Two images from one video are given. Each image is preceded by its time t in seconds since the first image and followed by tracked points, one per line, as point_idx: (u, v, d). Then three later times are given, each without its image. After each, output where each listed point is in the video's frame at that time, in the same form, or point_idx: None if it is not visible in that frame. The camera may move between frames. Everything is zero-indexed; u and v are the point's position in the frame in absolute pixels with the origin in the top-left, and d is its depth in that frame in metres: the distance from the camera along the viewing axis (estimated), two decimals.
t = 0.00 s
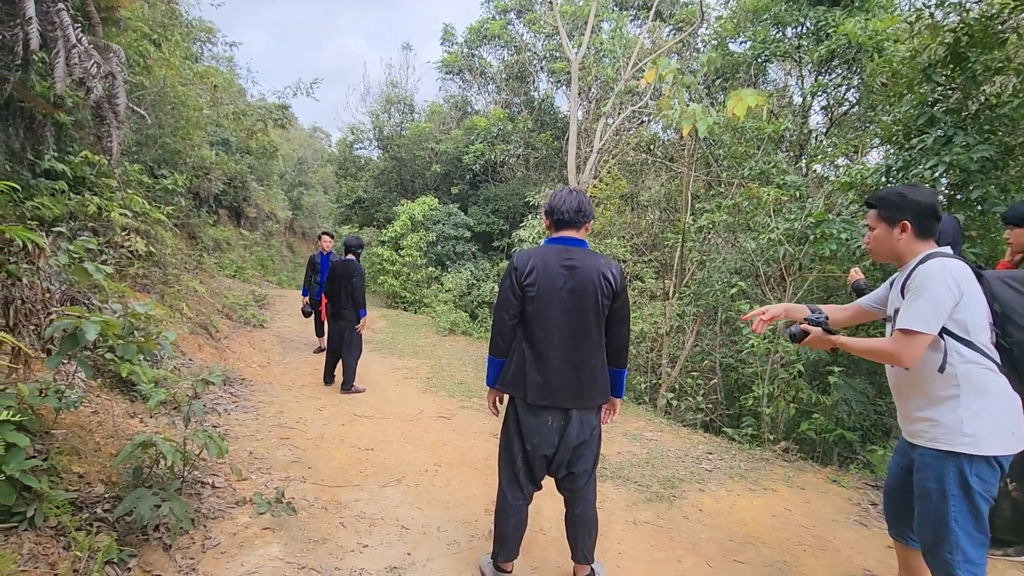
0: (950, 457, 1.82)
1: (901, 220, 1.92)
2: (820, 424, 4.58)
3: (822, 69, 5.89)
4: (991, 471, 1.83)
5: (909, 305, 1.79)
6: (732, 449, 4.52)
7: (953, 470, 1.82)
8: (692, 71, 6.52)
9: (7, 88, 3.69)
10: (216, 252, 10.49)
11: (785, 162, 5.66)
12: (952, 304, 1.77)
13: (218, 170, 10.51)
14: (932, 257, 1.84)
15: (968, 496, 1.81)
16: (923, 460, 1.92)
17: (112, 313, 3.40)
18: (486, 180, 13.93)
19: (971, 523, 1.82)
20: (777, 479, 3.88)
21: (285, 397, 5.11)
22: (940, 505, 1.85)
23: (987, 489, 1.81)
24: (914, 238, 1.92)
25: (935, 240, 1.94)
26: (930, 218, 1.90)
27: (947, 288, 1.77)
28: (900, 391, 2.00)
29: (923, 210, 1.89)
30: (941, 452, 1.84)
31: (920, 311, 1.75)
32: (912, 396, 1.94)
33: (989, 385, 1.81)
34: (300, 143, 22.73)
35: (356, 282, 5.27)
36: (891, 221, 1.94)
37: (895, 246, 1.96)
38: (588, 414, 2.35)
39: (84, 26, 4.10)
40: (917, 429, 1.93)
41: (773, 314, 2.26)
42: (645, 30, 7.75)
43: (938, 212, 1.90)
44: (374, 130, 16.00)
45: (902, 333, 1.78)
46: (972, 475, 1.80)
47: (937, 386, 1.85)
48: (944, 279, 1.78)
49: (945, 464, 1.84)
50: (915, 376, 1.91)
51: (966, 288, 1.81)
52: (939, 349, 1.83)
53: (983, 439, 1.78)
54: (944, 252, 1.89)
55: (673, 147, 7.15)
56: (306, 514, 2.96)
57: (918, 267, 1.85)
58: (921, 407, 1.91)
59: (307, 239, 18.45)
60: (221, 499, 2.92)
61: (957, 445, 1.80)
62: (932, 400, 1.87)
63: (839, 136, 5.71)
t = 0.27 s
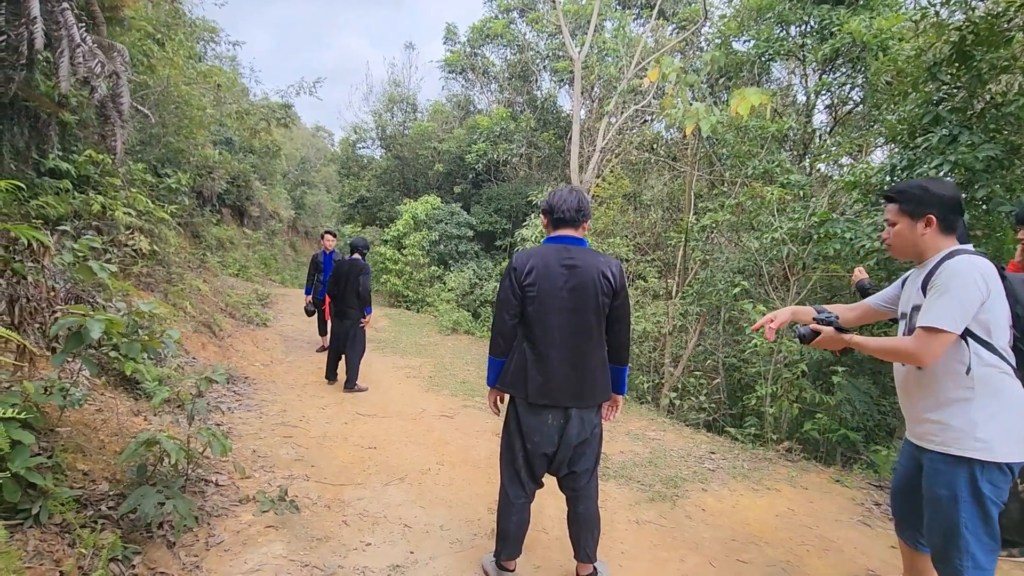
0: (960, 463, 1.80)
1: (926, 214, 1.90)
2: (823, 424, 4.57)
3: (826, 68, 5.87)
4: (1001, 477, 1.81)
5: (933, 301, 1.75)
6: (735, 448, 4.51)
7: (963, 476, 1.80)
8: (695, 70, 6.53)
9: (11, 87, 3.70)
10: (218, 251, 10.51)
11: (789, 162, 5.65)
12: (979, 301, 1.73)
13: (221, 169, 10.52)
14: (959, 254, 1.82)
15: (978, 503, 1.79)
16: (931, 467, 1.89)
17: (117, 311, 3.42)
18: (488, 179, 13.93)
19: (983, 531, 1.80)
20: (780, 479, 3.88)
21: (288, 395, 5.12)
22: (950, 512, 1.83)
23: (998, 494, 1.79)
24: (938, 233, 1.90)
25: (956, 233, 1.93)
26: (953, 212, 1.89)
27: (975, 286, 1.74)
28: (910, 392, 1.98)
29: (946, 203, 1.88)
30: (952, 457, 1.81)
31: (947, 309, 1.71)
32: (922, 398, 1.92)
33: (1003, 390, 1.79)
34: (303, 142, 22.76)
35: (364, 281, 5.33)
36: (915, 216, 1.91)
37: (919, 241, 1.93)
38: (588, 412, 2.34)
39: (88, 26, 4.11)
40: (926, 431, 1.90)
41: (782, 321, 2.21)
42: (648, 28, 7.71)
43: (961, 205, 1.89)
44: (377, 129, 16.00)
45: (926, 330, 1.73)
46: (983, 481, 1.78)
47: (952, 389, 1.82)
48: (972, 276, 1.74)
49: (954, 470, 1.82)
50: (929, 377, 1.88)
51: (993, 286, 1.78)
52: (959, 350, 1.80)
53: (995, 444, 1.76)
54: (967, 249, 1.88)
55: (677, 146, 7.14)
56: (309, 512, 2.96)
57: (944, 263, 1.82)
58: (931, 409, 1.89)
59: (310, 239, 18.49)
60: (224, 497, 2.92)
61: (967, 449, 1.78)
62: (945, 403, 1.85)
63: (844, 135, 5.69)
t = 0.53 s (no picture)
0: (974, 467, 1.79)
1: (939, 215, 1.84)
2: (827, 425, 4.56)
3: (830, 68, 5.85)
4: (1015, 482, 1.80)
5: (953, 306, 1.72)
6: (739, 449, 4.51)
7: (977, 480, 1.79)
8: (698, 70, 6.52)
9: (18, 88, 3.72)
10: (222, 251, 10.54)
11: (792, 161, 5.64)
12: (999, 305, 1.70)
13: (225, 170, 10.56)
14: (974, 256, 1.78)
15: (991, 507, 1.78)
16: (943, 470, 1.88)
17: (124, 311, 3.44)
18: (492, 179, 13.95)
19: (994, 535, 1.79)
20: (784, 479, 3.87)
21: (292, 395, 5.13)
22: (962, 516, 1.82)
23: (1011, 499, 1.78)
24: (950, 234, 1.85)
25: (966, 233, 1.89)
26: (963, 211, 1.84)
27: (995, 289, 1.70)
28: (923, 396, 1.96)
29: (957, 202, 1.82)
30: (966, 461, 1.80)
31: (969, 313, 1.68)
32: (937, 403, 1.90)
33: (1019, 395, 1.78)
34: (307, 142, 22.80)
35: (363, 280, 5.32)
36: (926, 217, 1.85)
37: (930, 243, 1.88)
38: (586, 412, 2.34)
39: (94, 27, 4.12)
40: (940, 436, 1.89)
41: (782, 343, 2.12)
42: (651, 28, 7.67)
43: (970, 204, 1.84)
44: (380, 129, 16.02)
45: (948, 337, 1.70)
46: (997, 486, 1.77)
47: (968, 395, 1.81)
48: (992, 279, 1.71)
49: (968, 474, 1.81)
50: (945, 383, 1.86)
51: (1011, 288, 1.75)
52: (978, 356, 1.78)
53: (1010, 450, 1.75)
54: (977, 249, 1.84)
55: (680, 145, 7.13)
56: (313, 511, 2.97)
57: (960, 267, 1.78)
58: (944, 414, 1.87)
59: (314, 238, 18.54)
60: (229, 496, 2.94)
61: (983, 455, 1.77)
62: (960, 408, 1.83)
63: (848, 135, 5.67)
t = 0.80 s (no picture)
0: (997, 472, 1.76)
1: (951, 214, 1.82)
2: (832, 424, 4.54)
3: (836, 66, 5.82)
4: None
5: (979, 307, 1.68)
6: (743, 448, 4.50)
7: (998, 484, 1.75)
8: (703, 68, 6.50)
9: (24, 88, 3.73)
10: (227, 250, 10.58)
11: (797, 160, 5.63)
12: None
13: (230, 169, 10.59)
14: (989, 255, 1.75)
15: (1011, 511, 1.75)
16: (960, 473, 1.85)
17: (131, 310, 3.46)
18: (495, 178, 13.95)
19: (1013, 539, 1.76)
20: (789, 479, 3.86)
21: (297, 393, 5.15)
22: (981, 520, 1.78)
23: None
24: (961, 233, 1.84)
25: (975, 232, 1.87)
26: (974, 210, 1.83)
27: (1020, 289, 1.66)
28: (941, 399, 1.91)
29: (967, 201, 1.81)
30: (989, 466, 1.76)
31: (997, 314, 1.64)
32: (955, 406, 1.86)
33: None
34: (311, 142, 22.85)
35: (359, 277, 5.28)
36: (936, 216, 1.84)
37: (941, 242, 1.86)
38: (583, 410, 2.34)
39: (101, 27, 4.13)
40: (960, 440, 1.85)
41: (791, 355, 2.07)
42: (654, 27, 7.58)
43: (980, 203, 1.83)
44: (384, 128, 16.04)
45: (978, 342, 1.65)
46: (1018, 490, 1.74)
47: (991, 398, 1.77)
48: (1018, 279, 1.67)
49: (989, 478, 1.77)
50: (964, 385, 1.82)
51: None
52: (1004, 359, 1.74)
53: None
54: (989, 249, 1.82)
55: (684, 144, 7.12)
56: (318, 509, 2.99)
57: (979, 267, 1.75)
58: (965, 418, 1.83)
59: (318, 237, 18.60)
60: (234, 494, 2.95)
61: (1007, 460, 1.73)
62: (983, 412, 1.79)
63: (853, 134, 5.64)
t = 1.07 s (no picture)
0: (1002, 472, 1.75)
1: (961, 210, 1.79)
2: (837, 424, 4.53)
3: (840, 65, 5.79)
4: None
5: (993, 308, 1.66)
6: (747, 448, 4.49)
7: (1002, 484, 1.75)
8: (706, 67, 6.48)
9: (29, 89, 3.74)
10: (231, 250, 10.62)
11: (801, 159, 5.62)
12: None
13: (234, 169, 10.62)
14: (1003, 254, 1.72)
15: (1014, 510, 1.74)
16: (966, 472, 1.84)
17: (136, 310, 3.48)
18: (498, 177, 13.95)
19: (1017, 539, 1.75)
20: (793, 479, 3.85)
21: (301, 393, 5.17)
22: (986, 520, 1.77)
23: None
24: (971, 229, 1.81)
25: (991, 230, 1.83)
26: (990, 208, 1.78)
27: None
28: (946, 400, 1.90)
29: (984, 198, 1.77)
30: (995, 467, 1.75)
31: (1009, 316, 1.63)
32: (963, 406, 1.85)
33: None
34: (315, 142, 22.90)
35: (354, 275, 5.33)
36: (948, 210, 1.81)
37: (951, 237, 1.83)
38: (582, 409, 2.34)
39: (105, 28, 4.15)
40: (966, 441, 1.83)
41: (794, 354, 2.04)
42: (659, 26, 7.59)
43: (1001, 202, 1.77)
44: (388, 128, 16.06)
45: (991, 344, 1.64)
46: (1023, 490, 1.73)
47: (998, 398, 1.76)
48: None
49: (994, 478, 1.76)
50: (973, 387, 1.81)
51: None
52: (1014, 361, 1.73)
53: None
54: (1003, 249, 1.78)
55: (688, 144, 7.11)
56: (322, 508, 2.99)
57: (994, 267, 1.73)
58: (971, 419, 1.82)
59: (321, 237, 18.64)
60: (238, 493, 2.96)
61: (1012, 461, 1.73)
62: (989, 412, 1.78)
63: (858, 133, 5.62)
